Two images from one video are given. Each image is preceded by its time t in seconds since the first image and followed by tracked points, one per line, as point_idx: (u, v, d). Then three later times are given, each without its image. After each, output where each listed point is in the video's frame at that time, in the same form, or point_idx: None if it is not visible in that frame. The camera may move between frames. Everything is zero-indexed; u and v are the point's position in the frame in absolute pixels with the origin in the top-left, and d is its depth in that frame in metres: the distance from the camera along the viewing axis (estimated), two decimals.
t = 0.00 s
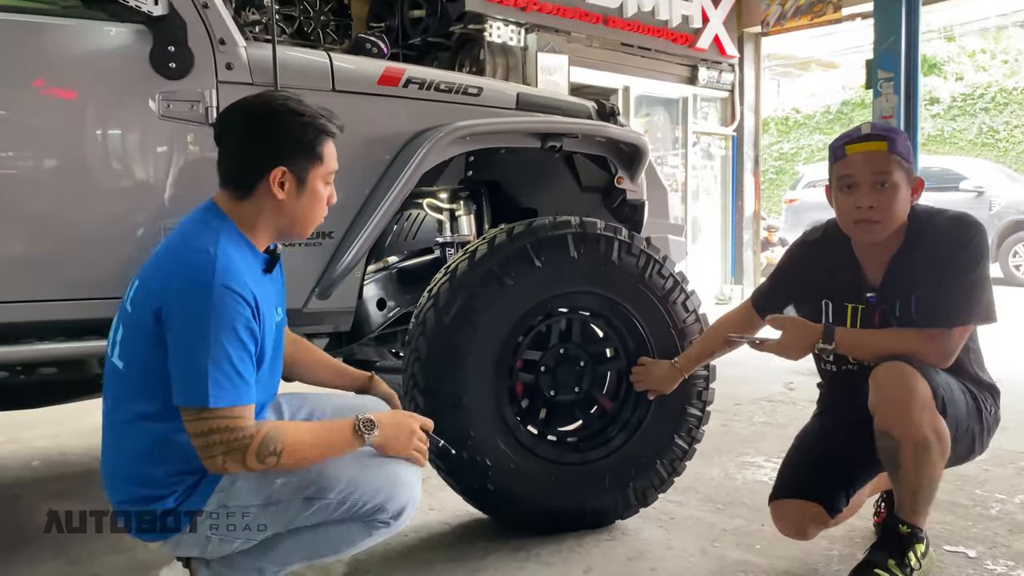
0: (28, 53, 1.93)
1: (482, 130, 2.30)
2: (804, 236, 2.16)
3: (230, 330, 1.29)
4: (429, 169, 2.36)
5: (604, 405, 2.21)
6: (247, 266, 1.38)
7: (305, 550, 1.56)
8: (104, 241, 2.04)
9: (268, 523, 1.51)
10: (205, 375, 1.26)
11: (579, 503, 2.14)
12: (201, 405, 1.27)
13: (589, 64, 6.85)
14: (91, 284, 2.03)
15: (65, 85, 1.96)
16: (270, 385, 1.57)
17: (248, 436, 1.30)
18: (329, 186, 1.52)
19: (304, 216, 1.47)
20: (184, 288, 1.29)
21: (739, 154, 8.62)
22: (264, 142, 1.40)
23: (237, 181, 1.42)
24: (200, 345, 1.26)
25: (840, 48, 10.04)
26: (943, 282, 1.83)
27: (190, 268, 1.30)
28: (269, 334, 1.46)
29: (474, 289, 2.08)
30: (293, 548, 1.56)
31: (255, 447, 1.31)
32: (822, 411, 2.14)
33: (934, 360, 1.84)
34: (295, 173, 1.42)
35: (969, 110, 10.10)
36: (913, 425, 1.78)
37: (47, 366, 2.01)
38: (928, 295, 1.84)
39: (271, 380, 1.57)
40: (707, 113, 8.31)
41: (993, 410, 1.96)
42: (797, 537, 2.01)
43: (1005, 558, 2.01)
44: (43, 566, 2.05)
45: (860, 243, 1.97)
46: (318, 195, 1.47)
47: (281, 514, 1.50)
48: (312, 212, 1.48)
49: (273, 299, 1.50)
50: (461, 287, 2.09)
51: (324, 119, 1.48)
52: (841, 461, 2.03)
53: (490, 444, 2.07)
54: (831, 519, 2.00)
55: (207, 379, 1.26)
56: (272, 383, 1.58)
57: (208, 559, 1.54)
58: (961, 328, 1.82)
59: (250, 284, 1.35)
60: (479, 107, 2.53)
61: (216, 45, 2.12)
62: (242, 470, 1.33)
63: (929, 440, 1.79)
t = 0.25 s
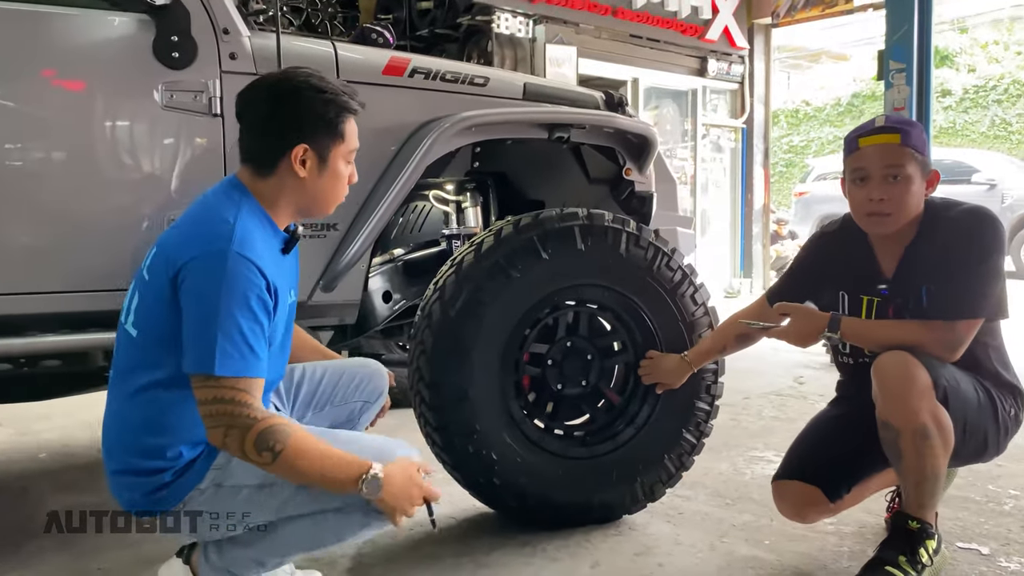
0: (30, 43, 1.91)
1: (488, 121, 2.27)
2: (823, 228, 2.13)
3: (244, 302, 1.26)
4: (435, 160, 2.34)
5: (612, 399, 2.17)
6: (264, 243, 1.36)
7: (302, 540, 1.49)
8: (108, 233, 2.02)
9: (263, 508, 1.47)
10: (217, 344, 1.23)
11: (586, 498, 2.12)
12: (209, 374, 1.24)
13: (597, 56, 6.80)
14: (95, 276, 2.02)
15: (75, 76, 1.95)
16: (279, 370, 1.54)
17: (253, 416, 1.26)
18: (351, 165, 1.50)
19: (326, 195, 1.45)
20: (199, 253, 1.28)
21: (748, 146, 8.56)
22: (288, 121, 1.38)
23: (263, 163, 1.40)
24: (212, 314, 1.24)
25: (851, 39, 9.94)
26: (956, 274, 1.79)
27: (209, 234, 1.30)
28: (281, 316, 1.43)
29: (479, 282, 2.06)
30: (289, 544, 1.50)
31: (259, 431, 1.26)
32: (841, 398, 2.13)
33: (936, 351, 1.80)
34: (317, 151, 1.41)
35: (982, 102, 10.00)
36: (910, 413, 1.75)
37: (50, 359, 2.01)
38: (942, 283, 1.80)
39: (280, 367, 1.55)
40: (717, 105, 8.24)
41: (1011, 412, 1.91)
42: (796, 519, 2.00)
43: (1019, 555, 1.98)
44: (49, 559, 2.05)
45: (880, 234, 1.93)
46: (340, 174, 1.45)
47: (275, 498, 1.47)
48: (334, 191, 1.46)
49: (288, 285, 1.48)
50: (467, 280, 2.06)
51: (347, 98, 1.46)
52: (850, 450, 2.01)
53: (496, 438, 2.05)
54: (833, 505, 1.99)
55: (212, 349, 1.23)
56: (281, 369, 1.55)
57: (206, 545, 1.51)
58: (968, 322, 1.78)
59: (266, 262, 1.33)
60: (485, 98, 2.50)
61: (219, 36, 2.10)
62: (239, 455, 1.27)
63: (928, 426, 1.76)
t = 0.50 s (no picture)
0: (36, 35, 1.89)
1: (497, 112, 2.25)
2: (842, 220, 2.09)
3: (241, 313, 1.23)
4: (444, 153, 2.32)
5: (622, 394, 2.16)
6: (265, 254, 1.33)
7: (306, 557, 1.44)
8: (116, 225, 2.01)
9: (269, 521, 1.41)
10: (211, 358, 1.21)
11: (596, 493, 2.10)
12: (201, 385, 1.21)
13: (609, 47, 6.75)
14: (104, 269, 2.01)
15: (87, 68, 1.94)
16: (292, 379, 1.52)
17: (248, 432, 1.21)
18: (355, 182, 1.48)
19: (332, 209, 1.43)
20: (200, 264, 1.26)
21: (762, 138, 8.49)
22: (297, 129, 1.35)
23: (263, 167, 1.38)
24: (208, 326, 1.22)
25: (867, 29, 9.83)
26: (970, 269, 1.74)
27: (207, 247, 1.27)
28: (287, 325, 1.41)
29: (489, 275, 2.04)
30: (298, 555, 1.45)
31: (251, 449, 1.21)
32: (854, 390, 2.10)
33: (946, 347, 1.75)
34: (328, 164, 1.38)
35: (999, 93, 9.87)
36: (916, 408, 1.72)
37: (58, 353, 2.00)
38: (954, 282, 1.75)
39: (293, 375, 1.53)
40: (730, 97, 8.17)
41: None
42: (802, 507, 1.99)
43: None
44: (59, 552, 2.05)
45: (890, 231, 1.90)
46: (348, 188, 1.43)
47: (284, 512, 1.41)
48: (340, 205, 1.43)
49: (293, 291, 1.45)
50: (476, 273, 2.04)
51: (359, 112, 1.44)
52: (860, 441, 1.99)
53: (505, 433, 2.03)
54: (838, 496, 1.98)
55: (209, 360, 1.21)
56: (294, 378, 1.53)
57: (220, 552, 1.48)
58: (979, 320, 1.73)
59: (264, 271, 1.31)
60: (495, 89, 2.48)
61: (227, 26, 2.09)
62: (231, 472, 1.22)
63: (936, 421, 1.72)
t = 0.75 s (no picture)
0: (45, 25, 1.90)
1: (504, 102, 2.23)
2: (856, 212, 2.06)
3: (230, 290, 1.23)
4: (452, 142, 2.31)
5: (630, 385, 2.15)
6: (265, 235, 1.33)
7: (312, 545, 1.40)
8: (125, 214, 2.03)
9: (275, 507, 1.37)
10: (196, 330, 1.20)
11: (601, 485, 2.09)
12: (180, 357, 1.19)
13: (626, 37, 6.70)
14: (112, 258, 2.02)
15: (97, 58, 1.95)
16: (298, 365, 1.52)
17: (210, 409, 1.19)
18: (360, 160, 1.48)
19: (337, 187, 1.43)
20: (197, 242, 1.26)
21: (781, 129, 8.40)
22: (296, 100, 1.35)
23: (270, 147, 1.37)
24: (193, 299, 1.21)
25: (889, 18, 9.68)
26: (980, 268, 1.71)
27: (207, 227, 1.28)
28: (290, 309, 1.41)
29: (495, 266, 2.03)
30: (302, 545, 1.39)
31: (212, 425, 1.19)
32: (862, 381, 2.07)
33: (942, 340, 1.73)
34: (332, 141, 1.38)
35: None
36: (909, 399, 1.70)
37: (66, 341, 2.01)
38: (963, 275, 1.73)
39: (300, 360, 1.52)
40: (749, 87, 8.08)
41: None
42: (803, 497, 1.97)
43: None
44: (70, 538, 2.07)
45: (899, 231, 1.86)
46: (350, 166, 1.43)
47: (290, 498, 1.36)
48: (342, 184, 1.43)
49: (299, 276, 1.45)
50: (482, 264, 2.03)
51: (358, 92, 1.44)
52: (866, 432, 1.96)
53: (511, 424, 2.02)
54: (840, 487, 1.95)
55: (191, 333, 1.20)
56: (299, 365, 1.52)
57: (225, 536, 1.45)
58: (981, 317, 1.70)
59: (263, 249, 1.30)
60: (503, 78, 2.46)
61: (233, 15, 2.09)
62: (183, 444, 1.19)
63: (931, 412, 1.70)
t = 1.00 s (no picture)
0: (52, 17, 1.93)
1: (507, 92, 2.23)
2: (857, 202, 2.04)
3: (219, 272, 1.24)
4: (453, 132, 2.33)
5: (632, 376, 2.14)
6: (257, 221, 1.35)
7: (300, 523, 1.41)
8: (132, 204, 2.06)
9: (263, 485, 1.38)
10: (186, 309, 1.21)
11: (602, 475, 2.09)
12: (176, 336, 1.21)
13: (649, 27, 6.65)
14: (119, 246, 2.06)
15: (103, 49, 1.98)
16: (294, 351, 1.53)
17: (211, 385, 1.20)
18: (345, 147, 1.43)
19: (307, 171, 1.40)
20: (189, 228, 1.28)
21: (807, 120, 8.28)
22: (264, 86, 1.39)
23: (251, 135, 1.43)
24: (185, 281, 1.22)
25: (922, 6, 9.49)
26: (980, 255, 1.67)
27: (199, 213, 1.30)
28: (283, 294, 1.42)
29: (495, 255, 2.03)
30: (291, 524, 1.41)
31: (212, 400, 1.19)
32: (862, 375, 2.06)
33: (939, 332, 1.70)
34: (286, 123, 1.38)
35: None
36: (905, 392, 1.68)
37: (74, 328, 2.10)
38: (963, 267, 1.68)
39: (296, 346, 1.54)
40: (775, 77, 7.97)
41: None
42: (802, 492, 1.95)
43: None
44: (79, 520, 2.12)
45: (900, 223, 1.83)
46: (317, 150, 1.39)
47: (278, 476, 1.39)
48: (310, 168, 1.40)
49: (294, 264, 1.46)
50: (482, 253, 2.04)
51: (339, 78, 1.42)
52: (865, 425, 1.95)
53: (511, 413, 2.03)
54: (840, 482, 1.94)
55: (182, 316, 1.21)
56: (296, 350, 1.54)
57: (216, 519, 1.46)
58: (980, 311, 1.67)
59: (256, 238, 1.32)
60: (507, 67, 2.46)
61: (236, 6, 2.11)
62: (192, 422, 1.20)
63: (928, 405, 1.67)
